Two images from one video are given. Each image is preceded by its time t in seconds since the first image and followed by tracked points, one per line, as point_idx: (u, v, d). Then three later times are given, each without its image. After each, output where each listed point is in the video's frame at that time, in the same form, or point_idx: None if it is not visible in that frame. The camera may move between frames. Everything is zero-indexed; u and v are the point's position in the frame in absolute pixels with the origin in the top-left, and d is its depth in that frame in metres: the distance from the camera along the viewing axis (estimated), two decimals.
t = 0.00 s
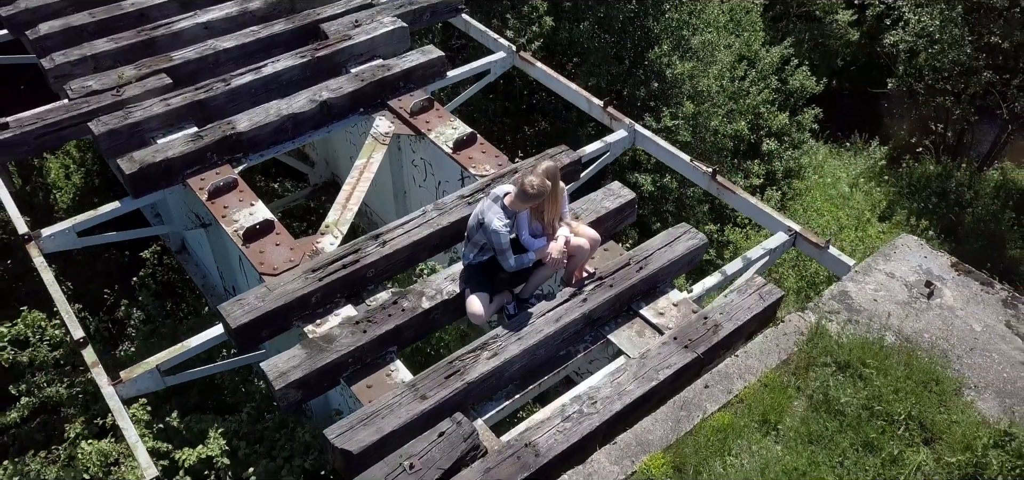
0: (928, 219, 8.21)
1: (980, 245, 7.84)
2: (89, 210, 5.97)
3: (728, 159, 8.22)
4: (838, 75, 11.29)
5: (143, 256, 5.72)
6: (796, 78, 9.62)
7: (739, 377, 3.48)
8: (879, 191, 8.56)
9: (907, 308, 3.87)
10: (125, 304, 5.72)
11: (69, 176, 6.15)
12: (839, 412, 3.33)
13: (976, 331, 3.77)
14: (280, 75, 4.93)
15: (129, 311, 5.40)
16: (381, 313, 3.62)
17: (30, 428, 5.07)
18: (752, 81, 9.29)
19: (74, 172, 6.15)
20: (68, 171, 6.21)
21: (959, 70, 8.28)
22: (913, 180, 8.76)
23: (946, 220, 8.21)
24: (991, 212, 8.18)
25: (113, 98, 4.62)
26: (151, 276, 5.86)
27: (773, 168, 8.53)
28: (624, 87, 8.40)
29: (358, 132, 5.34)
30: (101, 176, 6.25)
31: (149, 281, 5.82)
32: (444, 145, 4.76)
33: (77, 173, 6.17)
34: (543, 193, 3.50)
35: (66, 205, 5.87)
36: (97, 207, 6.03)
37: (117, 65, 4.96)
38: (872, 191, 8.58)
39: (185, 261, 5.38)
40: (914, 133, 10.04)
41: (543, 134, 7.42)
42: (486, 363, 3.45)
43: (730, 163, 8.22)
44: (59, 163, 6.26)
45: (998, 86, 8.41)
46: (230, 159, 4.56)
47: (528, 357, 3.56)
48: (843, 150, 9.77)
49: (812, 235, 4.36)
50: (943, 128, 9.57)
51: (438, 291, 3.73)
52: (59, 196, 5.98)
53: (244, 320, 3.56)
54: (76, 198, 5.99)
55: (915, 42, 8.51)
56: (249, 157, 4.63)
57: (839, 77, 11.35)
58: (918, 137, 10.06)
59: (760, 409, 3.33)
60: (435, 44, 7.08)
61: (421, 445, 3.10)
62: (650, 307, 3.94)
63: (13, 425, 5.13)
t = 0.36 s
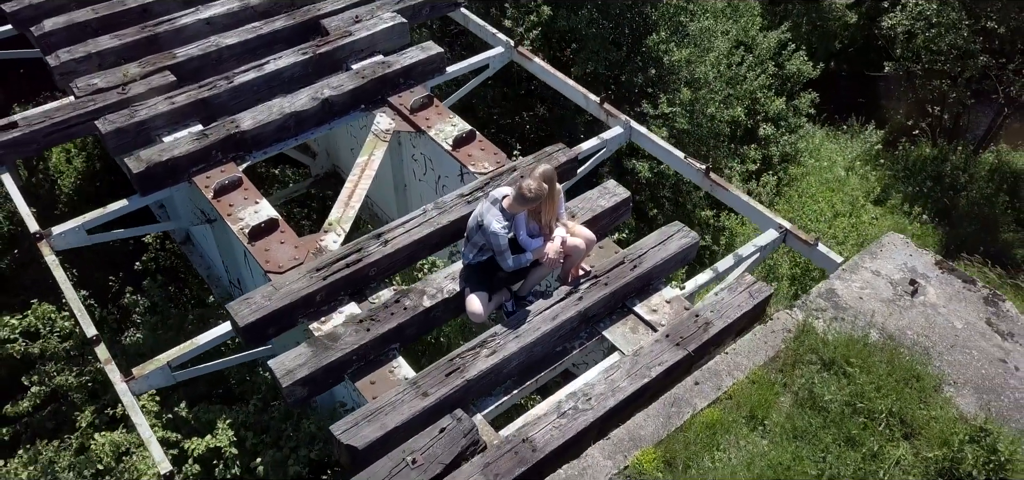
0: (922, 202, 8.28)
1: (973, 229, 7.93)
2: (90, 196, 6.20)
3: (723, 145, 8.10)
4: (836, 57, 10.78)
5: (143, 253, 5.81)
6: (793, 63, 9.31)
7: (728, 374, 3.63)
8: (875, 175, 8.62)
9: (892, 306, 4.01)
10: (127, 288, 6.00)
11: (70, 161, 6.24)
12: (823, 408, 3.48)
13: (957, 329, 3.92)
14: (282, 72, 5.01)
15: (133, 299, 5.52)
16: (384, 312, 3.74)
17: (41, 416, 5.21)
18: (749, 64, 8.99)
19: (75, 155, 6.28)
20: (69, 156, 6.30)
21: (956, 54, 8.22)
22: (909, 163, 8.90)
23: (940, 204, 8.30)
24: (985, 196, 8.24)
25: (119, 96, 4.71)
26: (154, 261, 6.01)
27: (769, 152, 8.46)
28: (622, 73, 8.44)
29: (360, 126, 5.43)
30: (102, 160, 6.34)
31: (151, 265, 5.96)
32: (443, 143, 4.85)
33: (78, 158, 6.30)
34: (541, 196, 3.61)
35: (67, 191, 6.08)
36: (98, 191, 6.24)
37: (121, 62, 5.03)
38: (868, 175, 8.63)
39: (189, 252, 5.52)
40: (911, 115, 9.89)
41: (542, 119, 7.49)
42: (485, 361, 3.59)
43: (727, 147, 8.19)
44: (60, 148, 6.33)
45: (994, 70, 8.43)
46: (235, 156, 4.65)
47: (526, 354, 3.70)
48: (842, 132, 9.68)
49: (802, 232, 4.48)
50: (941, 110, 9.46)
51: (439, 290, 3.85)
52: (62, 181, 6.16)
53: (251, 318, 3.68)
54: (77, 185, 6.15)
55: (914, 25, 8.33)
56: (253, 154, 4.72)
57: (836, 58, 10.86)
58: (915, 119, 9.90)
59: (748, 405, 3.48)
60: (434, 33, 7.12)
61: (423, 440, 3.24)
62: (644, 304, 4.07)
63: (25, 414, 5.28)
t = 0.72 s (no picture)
0: (917, 186, 8.39)
1: (966, 215, 8.04)
2: (91, 181, 6.51)
3: (720, 131, 8.12)
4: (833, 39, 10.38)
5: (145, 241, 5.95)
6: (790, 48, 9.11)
7: (717, 372, 3.78)
8: (869, 160, 8.70)
9: (876, 305, 4.16)
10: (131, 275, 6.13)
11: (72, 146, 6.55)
12: (808, 406, 3.63)
13: (939, 328, 4.08)
14: (284, 71, 5.09)
15: (137, 287, 5.63)
16: (386, 312, 3.88)
17: (52, 406, 5.39)
18: (740, 52, 8.83)
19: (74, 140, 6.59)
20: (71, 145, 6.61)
21: (953, 39, 8.26)
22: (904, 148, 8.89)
23: (935, 189, 8.39)
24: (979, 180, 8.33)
25: (124, 96, 4.78)
26: (157, 247, 6.12)
27: (766, 137, 8.49)
28: (619, 60, 8.33)
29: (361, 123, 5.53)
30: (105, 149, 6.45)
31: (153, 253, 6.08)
32: (443, 142, 4.95)
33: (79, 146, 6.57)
34: (537, 201, 3.73)
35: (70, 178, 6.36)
36: (100, 176, 6.56)
37: (125, 60, 5.10)
38: (863, 159, 8.70)
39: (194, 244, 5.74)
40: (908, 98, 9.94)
41: (539, 106, 7.49)
42: (483, 360, 3.73)
43: (724, 133, 8.22)
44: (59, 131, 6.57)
45: (990, 56, 8.44)
46: (239, 156, 4.75)
47: (524, 353, 3.84)
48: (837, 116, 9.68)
49: (792, 231, 4.61)
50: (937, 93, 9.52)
51: (439, 290, 3.99)
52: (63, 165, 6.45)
53: (258, 319, 3.81)
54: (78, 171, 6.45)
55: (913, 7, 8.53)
56: (256, 153, 4.82)
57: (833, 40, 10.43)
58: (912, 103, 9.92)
59: (735, 403, 3.63)
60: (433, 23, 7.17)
61: (425, 438, 3.40)
62: (637, 303, 4.21)
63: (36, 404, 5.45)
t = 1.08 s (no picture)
0: (911, 172, 8.46)
1: (959, 201, 8.15)
2: (93, 165, 6.69)
3: (716, 118, 8.20)
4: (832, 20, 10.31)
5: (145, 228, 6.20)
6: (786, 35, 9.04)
7: (708, 371, 3.94)
8: (864, 145, 8.78)
9: (862, 304, 4.31)
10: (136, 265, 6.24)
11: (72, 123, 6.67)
12: (794, 404, 3.80)
13: (922, 327, 4.23)
14: (286, 70, 5.17)
15: (141, 276, 5.78)
16: (389, 312, 4.01)
17: (64, 396, 5.57)
18: (738, 39, 8.84)
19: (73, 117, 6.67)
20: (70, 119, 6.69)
21: (950, 24, 8.30)
22: (900, 133, 8.87)
23: (930, 174, 8.42)
24: (973, 165, 8.41)
25: (130, 96, 4.87)
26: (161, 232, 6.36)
27: (762, 124, 8.42)
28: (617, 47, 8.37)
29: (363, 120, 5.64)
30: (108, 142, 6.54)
31: (156, 239, 6.37)
32: (442, 141, 5.05)
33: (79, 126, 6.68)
34: (533, 206, 3.86)
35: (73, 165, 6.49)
36: (100, 160, 6.71)
37: (129, 59, 5.18)
38: (859, 144, 8.78)
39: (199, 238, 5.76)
40: (905, 82, 9.60)
41: (536, 93, 7.56)
42: (483, 359, 3.88)
43: (721, 119, 8.28)
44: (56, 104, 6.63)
45: (986, 41, 8.47)
46: (243, 155, 4.86)
47: (522, 352, 3.99)
48: (834, 99, 9.73)
49: (782, 230, 4.75)
50: (934, 77, 9.18)
51: (440, 290, 4.12)
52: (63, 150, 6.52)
53: (265, 319, 3.95)
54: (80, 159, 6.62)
55: None
56: (261, 152, 4.93)
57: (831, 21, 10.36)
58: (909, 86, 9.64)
59: (725, 401, 3.79)
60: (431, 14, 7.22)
61: (427, 435, 3.55)
62: (632, 302, 4.34)
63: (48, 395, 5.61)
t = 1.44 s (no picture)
0: (908, 156, 8.47)
1: (954, 186, 8.25)
2: (94, 153, 6.98)
3: (714, 105, 8.28)
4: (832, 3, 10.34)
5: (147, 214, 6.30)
6: (785, 21, 9.09)
7: (701, 369, 4.10)
8: (861, 131, 8.86)
9: (851, 303, 4.47)
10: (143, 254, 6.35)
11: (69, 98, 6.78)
12: (783, 401, 3.96)
13: (908, 325, 4.39)
14: (290, 69, 5.26)
15: (147, 265, 5.91)
16: (395, 312, 4.15)
17: (76, 386, 5.73)
18: (736, 25, 8.84)
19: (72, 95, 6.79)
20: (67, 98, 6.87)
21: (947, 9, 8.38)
22: (897, 117, 8.95)
23: (926, 159, 8.45)
24: (969, 149, 8.48)
25: (138, 96, 4.96)
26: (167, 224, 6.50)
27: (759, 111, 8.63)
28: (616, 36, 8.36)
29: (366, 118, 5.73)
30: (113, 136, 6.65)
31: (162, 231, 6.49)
32: (444, 140, 5.15)
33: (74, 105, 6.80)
34: (531, 210, 3.97)
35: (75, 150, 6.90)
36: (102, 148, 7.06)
37: (136, 58, 5.27)
38: (856, 129, 8.90)
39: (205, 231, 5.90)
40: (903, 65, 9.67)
41: (537, 81, 7.72)
42: (485, 358, 4.03)
43: (718, 106, 8.35)
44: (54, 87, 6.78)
45: (983, 25, 8.51)
46: (250, 155, 4.96)
47: (522, 350, 4.14)
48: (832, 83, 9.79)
49: (775, 229, 4.90)
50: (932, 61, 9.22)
51: (444, 290, 4.26)
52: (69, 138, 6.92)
53: (274, 319, 4.09)
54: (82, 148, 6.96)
55: None
56: (267, 152, 5.03)
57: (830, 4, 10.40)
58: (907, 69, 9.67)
59: (717, 398, 3.96)
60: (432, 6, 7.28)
61: (432, 432, 3.71)
62: (628, 300, 4.49)
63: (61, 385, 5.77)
